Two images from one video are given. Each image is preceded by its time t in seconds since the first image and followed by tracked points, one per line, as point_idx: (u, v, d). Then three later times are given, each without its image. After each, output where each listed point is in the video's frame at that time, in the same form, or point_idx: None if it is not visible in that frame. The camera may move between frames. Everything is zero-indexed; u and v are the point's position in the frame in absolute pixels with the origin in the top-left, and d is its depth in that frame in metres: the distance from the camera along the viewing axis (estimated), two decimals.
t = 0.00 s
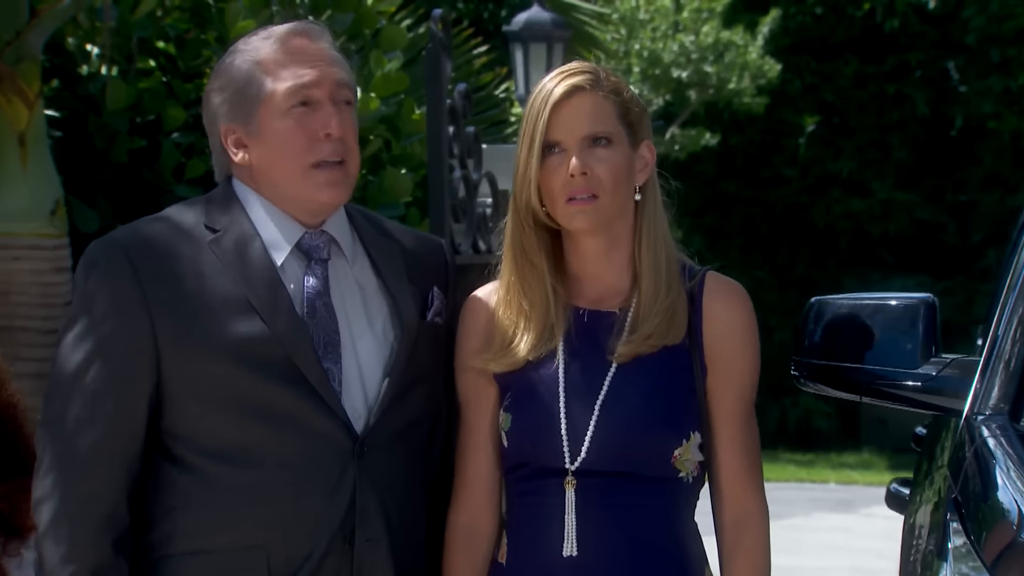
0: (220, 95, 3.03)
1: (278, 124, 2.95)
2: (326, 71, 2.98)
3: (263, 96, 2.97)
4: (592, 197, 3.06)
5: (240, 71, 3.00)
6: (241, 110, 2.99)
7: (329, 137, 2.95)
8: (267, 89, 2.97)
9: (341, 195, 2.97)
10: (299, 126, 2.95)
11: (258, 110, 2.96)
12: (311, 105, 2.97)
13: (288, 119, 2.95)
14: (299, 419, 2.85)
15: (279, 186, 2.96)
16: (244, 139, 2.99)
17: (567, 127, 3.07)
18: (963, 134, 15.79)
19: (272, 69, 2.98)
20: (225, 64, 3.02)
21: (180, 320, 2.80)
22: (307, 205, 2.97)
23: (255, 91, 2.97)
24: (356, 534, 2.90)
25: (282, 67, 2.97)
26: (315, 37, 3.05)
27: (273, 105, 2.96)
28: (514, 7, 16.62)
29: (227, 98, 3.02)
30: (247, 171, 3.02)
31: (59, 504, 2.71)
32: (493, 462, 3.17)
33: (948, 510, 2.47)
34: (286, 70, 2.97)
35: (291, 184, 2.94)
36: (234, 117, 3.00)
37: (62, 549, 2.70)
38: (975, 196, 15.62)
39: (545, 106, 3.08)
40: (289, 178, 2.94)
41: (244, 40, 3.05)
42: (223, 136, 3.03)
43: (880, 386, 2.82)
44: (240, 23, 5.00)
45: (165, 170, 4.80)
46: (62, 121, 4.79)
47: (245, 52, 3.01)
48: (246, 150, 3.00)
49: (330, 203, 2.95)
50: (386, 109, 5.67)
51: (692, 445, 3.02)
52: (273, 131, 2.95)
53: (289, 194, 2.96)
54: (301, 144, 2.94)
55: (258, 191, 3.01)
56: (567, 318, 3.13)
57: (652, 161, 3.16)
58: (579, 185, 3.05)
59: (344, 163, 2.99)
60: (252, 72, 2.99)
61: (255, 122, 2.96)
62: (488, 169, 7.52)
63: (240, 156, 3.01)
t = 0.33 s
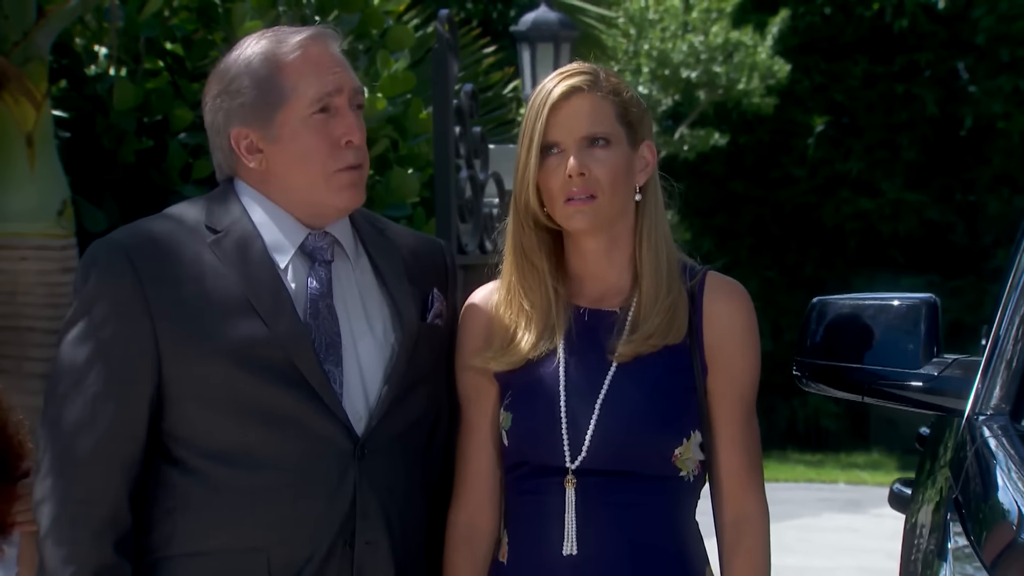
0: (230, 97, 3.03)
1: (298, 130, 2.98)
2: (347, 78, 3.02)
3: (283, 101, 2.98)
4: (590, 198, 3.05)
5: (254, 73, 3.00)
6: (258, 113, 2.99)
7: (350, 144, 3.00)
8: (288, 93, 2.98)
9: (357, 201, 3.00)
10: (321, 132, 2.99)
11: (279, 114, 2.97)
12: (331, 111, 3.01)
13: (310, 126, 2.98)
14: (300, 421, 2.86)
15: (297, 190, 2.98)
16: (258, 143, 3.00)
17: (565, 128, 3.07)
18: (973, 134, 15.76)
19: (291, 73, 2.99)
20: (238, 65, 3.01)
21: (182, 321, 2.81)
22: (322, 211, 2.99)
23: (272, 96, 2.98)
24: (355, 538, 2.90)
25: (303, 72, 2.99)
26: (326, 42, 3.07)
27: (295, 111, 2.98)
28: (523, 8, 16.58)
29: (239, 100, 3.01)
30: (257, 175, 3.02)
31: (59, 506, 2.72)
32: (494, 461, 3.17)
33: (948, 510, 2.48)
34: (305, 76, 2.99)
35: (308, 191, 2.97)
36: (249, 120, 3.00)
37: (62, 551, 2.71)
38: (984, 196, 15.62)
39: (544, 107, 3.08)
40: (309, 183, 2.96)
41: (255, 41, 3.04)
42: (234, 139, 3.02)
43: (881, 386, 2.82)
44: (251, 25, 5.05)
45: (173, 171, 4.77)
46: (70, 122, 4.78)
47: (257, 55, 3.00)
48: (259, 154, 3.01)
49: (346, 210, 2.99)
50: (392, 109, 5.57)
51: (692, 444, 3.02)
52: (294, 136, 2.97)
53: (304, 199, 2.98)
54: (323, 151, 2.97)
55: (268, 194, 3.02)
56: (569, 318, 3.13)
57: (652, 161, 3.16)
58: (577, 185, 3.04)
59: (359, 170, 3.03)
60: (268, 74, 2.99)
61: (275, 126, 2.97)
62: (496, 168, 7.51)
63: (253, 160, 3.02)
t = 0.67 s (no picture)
0: (240, 95, 3.02)
1: (309, 131, 2.98)
2: (360, 82, 3.03)
3: (295, 101, 2.98)
4: (590, 196, 3.05)
5: (265, 73, 2.99)
6: (268, 114, 2.98)
7: (360, 148, 3.01)
8: (300, 95, 2.98)
9: (365, 204, 3.02)
10: (332, 135, 2.99)
11: (290, 115, 2.97)
12: (343, 114, 3.01)
13: (322, 128, 2.98)
14: (296, 421, 2.86)
15: (306, 192, 2.98)
16: (267, 142, 3.00)
17: (564, 126, 3.07)
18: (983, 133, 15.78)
19: (303, 74, 2.99)
20: (249, 64, 3.00)
21: (182, 316, 2.82)
22: (329, 212, 3.00)
23: (283, 96, 2.98)
24: (353, 538, 2.92)
25: (315, 74, 2.99)
26: (337, 43, 3.07)
27: (306, 112, 2.98)
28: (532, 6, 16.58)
29: (247, 98, 3.00)
30: (265, 173, 3.02)
31: (43, 498, 2.71)
32: (497, 459, 3.18)
33: (948, 508, 2.47)
34: (318, 78, 2.99)
35: (317, 192, 2.97)
36: (259, 120, 2.99)
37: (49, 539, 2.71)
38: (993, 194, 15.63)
39: (543, 107, 3.08)
40: (318, 184, 2.97)
41: (265, 40, 3.04)
42: (243, 137, 3.02)
43: (883, 384, 2.90)
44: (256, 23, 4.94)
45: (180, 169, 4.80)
46: (78, 120, 4.85)
47: (269, 54, 3.00)
48: (268, 154, 3.00)
49: (353, 213, 3.00)
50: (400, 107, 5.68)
51: (695, 441, 3.02)
52: (305, 138, 2.97)
53: (312, 200, 2.99)
54: (333, 153, 2.98)
55: (274, 193, 3.02)
56: (571, 315, 3.13)
57: (654, 158, 3.16)
58: (576, 184, 3.04)
59: (366, 173, 3.04)
60: (280, 75, 2.98)
61: (286, 128, 2.97)
62: (502, 166, 7.52)
63: (261, 159, 3.01)
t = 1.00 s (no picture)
0: (241, 94, 3.03)
1: (310, 129, 2.99)
2: (362, 81, 3.04)
3: (297, 99, 2.99)
4: (589, 195, 3.05)
5: (265, 71, 3.00)
6: (270, 112, 2.99)
7: (361, 146, 3.02)
8: (301, 93, 2.99)
9: (366, 202, 3.02)
10: (334, 133, 3.00)
11: (291, 113, 2.98)
12: (344, 112, 3.02)
13: (322, 126, 2.99)
14: (291, 420, 2.88)
15: (307, 190, 2.99)
16: (268, 140, 3.01)
17: (564, 125, 3.07)
18: (992, 130, 15.89)
19: (304, 72, 3.00)
20: (249, 62, 3.01)
21: (181, 311, 2.82)
22: (330, 210, 3.00)
23: (285, 94, 2.99)
24: (345, 537, 2.93)
25: (316, 72, 3.00)
26: (338, 41, 3.08)
27: (307, 111, 2.99)
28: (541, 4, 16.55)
29: (248, 97, 3.01)
30: (266, 172, 3.03)
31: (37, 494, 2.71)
32: (498, 455, 3.18)
33: (948, 506, 2.47)
34: (320, 76, 3.00)
35: (317, 190, 2.98)
36: (260, 118, 3.00)
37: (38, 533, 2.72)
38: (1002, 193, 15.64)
39: (543, 106, 3.09)
40: (320, 182, 2.98)
41: (265, 38, 3.05)
42: (244, 135, 3.03)
43: (884, 382, 2.91)
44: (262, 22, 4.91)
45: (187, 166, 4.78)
46: (84, 118, 4.88)
47: (272, 53, 3.01)
48: (269, 152, 3.01)
49: (354, 211, 3.00)
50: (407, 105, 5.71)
51: (695, 438, 3.02)
52: (306, 136, 2.98)
53: (312, 197, 2.99)
54: (334, 151, 2.99)
55: (275, 191, 3.03)
56: (571, 312, 3.14)
57: (655, 157, 3.16)
58: (576, 182, 3.04)
59: (366, 171, 3.05)
60: (280, 74, 2.99)
61: (287, 126, 2.98)
62: (508, 164, 7.51)
63: (263, 157, 3.02)
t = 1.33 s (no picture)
0: (238, 95, 3.05)
1: (309, 129, 3.00)
2: (359, 80, 3.05)
3: (295, 100, 3.00)
4: (596, 196, 3.05)
5: (263, 72, 3.02)
6: (267, 113, 3.01)
7: (359, 144, 3.03)
8: (299, 92, 3.00)
9: (366, 199, 3.04)
10: (331, 132, 3.01)
11: (289, 113, 2.99)
12: (342, 112, 3.03)
13: (320, 125, 3.00)
14: (291, 419, 2.89)
15: (306, 188, 3.01)
16: (266, 141, 3.02)
17: (571, 126, 3.08)
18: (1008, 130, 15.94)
19: (301, 72, 3.01)
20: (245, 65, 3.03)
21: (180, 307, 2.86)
22: (330, 208, 3.02)
23: (283, 96, 3.00)
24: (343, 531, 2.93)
25: (313, 72, 3.01)
26: (334, 40, 3.08)
27: (306, 110, 3.00)
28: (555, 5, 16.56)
29: (246, 98, 3.03)
30: (265, 172, 3.05)
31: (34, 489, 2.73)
32: (504, 455, 3.19)
33: (953, 506, 2.48)
34: (317, 76, 3.01)
35: (317, 188, 3.00)
36: (257, 119, 3.02)
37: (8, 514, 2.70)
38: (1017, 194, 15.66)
39: (550, 106, 3.09)
40: (320, 180, 3.00)
41: (262, 39, 3.06)
42: (242, 136, 3.05)
43: (888, 381, 3.02)
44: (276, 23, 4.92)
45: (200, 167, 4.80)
46: (99, 119, 4.91)
47: (268, 54, 3.02)
48: (268, 152, 3.03)
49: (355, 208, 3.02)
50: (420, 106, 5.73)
51: (701, 438, 3.02)
52: (304, 136, 3.00)
53: (312, 196, 3.01)
54: (334, 150, 3.01)
55: (275, 192, 3.05)
56: (577, 312, 3.14)
57: (662, 157, 3.16)
58: (583, 183, 3.05)
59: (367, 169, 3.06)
60: (278, 75, 3.01)
61: (286, 126, 2.99)
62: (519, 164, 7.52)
63: (262, 158, 3.04)
